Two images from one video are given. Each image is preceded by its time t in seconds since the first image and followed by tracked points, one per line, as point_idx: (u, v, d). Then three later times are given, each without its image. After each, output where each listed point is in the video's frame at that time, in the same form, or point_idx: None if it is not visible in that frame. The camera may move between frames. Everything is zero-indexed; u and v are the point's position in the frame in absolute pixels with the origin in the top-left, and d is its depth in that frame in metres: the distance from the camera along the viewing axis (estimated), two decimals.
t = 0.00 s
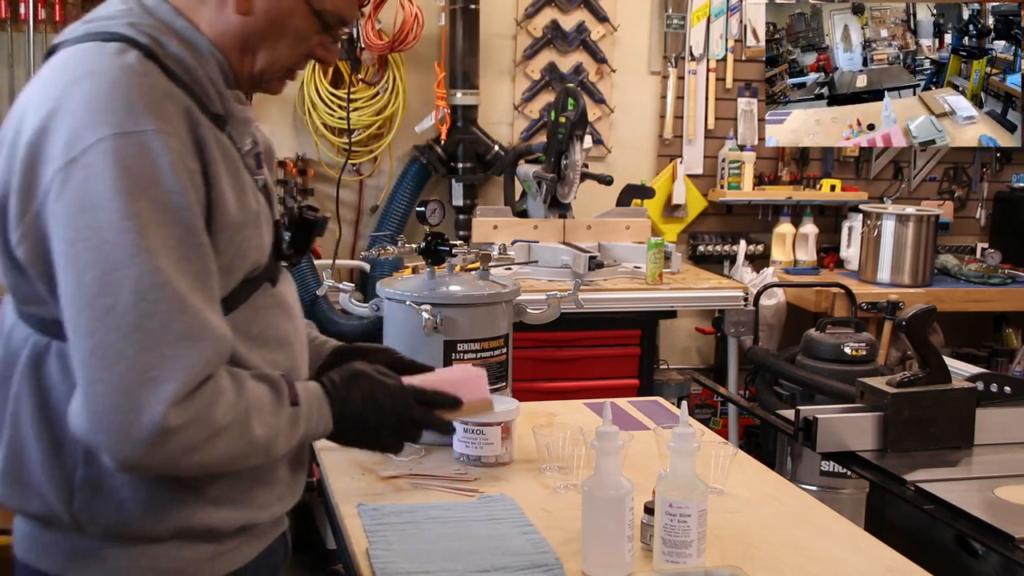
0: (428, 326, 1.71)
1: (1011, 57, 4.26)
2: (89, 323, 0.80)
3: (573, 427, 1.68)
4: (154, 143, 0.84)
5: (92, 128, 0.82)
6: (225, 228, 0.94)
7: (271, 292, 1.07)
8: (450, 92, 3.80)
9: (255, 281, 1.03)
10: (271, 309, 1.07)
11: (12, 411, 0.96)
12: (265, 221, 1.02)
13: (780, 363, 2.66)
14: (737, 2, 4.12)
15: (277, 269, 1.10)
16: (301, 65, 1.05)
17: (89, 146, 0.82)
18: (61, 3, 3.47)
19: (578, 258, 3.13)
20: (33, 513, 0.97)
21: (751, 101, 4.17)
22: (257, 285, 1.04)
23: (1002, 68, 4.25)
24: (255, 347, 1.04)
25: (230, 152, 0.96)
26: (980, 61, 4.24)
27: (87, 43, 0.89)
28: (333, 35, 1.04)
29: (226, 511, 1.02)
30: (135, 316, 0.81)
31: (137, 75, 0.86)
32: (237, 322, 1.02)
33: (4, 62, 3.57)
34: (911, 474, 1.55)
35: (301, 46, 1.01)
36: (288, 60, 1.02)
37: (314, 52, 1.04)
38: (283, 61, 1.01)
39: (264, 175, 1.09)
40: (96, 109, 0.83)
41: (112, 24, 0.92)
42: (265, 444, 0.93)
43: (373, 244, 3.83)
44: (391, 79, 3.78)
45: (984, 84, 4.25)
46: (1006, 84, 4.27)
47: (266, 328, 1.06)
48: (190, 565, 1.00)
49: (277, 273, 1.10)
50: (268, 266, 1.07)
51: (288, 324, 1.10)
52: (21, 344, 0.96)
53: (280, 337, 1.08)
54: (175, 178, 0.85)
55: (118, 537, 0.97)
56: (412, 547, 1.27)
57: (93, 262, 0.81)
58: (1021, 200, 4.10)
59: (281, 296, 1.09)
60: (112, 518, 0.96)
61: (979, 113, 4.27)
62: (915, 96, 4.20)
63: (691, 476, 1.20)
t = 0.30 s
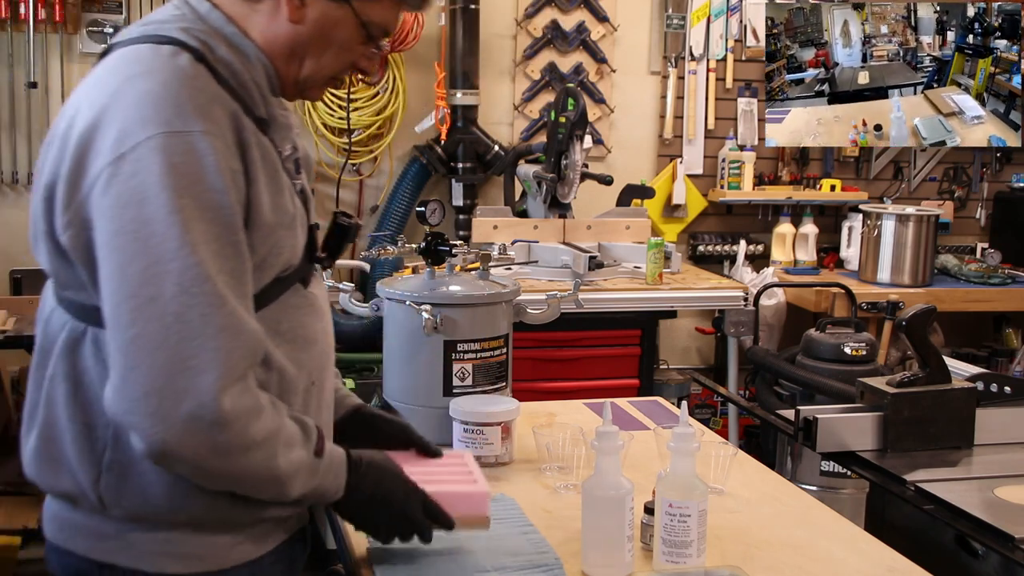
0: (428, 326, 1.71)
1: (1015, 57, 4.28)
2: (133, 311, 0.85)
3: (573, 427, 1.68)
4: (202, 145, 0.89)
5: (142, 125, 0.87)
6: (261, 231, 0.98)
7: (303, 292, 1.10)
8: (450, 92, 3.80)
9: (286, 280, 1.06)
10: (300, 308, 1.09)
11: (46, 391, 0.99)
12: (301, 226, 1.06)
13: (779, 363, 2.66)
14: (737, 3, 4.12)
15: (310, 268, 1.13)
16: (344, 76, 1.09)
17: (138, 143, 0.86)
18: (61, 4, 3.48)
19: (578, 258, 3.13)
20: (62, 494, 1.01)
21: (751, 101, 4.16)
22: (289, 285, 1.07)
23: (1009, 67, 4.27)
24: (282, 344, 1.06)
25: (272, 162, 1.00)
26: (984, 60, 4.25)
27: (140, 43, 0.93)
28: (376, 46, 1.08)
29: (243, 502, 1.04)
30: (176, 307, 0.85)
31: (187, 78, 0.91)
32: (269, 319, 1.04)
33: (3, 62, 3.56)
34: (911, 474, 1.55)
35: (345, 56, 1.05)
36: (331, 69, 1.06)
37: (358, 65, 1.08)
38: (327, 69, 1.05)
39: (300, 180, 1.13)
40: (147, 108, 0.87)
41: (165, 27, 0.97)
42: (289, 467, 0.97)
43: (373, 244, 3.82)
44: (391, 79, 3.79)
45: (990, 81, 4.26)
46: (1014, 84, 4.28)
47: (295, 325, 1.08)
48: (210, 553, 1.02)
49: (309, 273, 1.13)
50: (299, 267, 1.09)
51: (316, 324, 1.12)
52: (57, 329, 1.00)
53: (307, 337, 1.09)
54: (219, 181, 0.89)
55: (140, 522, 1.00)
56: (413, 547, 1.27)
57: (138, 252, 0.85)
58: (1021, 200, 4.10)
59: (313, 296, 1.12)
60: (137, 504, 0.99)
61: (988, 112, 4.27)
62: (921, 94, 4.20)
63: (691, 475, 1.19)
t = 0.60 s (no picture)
0: (428, 326, 1.71)
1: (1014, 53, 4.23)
2: (196, 297, 0.91)
3: (573, 427, 1.68)
4: (255, 139, 0.94)
5: (199, 119, 0.92)
6: (305, 223, 1.03)
7: (328, 289, 1.16)
8: (450, 92, 3.80)
9: (316, 276, 1.12)
10: (327, 305, 1.14)
11: (74, 377, 1.01)
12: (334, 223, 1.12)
13: (779, 363, 2.66)
14: (737, 3, 4.12)
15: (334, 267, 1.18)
16: (374, 85, 1.15)
17: (195, 136, 0.92)
18: (61, 4, 3.48)
19: (578, 257, 3.13)
20: (85, 480, 1.03)
21: (751, 101, 4.17)
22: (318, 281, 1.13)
23: (1007, 62, 4.22)
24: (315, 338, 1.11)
25: (313, 160, 1.06)
26: (982, 55, 4.22)
27: (188, 43, 0.99)
28: (408, 60, 1.13)
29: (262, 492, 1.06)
30: (237, 292, 0.91)
31: (237, 76, 0.97)
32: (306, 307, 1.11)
33: (3, 61, 3.55)
34: (911, 474, 1.54)
35: (380, 65, 1.10)
36: (365, 77, 1.11)
37: (389, 74, 1.14)
38: (362, 77, 1.10)
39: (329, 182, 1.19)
40: (202, 103, 0.93)
41: (211, 29, 1.02)
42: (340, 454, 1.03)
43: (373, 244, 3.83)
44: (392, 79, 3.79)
45: (989, 76, 4.22)
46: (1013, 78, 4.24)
47: (324, 320, 1.13)
48: (230, 541, 1.04)
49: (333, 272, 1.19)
50: (326, 266, 1.16)
51: (342, 321, 1.17)
52: (89, 315, 1.04)
53: (333, 333, 1.14)
54: (272, 172, 0.95)
55: (160, 507, 1.01)
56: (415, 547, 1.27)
57: (198, 241, 0.91)
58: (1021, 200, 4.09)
59: (337, 294, 1.18)
60: (160, 489, 1.00)
61: (988, 106, 4.25)
62: (919, 87, 4.17)
63: (691, 475, 1.19)
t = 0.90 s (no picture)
0: (428, 326, 1.71)
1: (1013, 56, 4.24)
2: (212, 292, 0.92)
3: (573, 428, 1.68)
4: (275, 137, 0.95)
5: (219, 116, 0.93)
6: (321, 221, 1.04)
7: (345, 288, 1.17)
8: (450, 92, 3.79)
9: (333, 275, 1.13)
10: (343, 304, 1.15)
11: (93, 370, 1.03)
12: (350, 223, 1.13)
13: (779, 363, 2.66)
14: (737, 3, 4.12)
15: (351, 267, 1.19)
16: (392, 87, 1.15)
17: (216, 133, 0.93)
18: (61, 4, 3.47)
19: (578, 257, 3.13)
20: (104, 473, 1.04)
21: (751, 101, 4.17)
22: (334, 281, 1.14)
23: (1006, 63, 4.22)
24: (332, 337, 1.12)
25: (331, 159, 1.07)
26: (984, 55, 4.23)
27: (210, 43, 1.00)
28: (426, 63, 1.14)
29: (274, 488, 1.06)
30: (252, 288, 0.92)
31: (258, 75, 0.98)
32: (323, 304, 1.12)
33: (3, 61, 3.55)
34: (911, 474, 1.54)
35: (398, 67, 1.10)
36: (383, 79, 1.12)
37: (407, 77, 1.14)
38: (380, 79, 1.11)
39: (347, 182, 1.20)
40: (222, 101, 0.94)
41: (233, 31, 1.03)
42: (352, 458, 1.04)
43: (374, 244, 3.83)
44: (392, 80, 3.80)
45: (989, 76, 4.23)
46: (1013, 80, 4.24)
47: (341, 318, 1.14)
48: (243, 536, 1.05)
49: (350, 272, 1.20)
50: (342, 265, 1.17)
51: (359, 320, 1.18)
52: (108, 311, 1.05)
53: (350, 330, 1.14)
54: (290, 170, 0.96)
55: (174, 501, 1.02)
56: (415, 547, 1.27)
57: (215, 237, 0.92)
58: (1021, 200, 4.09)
59: (354, 293, 1.19)
60: (174, 484, 1.01)
61: (987, 107, 4.26)
62: (919, 84, 4.16)
63: (691, 475, 1.19)
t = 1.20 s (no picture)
0: (428, 327, 1.72)
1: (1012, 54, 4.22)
2: (217, 296, 0.92)
3: (574, 428, 1.68)
4: (285, 141, 0.95)
5: (230, 119, 0.94)
6: (330, 224, 1.04)
7: (353, 289, 1.17)
8: (450, 92, 3.79)
9: (342, 276, 1.13)
10: (350, 304, 1.15)
11: (102, 370, 1.03)
12: (358, 226, 1.13)
13: (779, 363, 2.66)
14: (737, 2, 4.11)
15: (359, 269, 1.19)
16: (401, 90, 1.15)
17: (226, 136, 0.93)
18: (61, 4, 3.47)
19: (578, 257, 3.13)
20: (112, 472, 1.04)
21: (751, 101, 4.16)
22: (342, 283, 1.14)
23: (1005, 62, 4.21)
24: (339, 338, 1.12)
25: (339, 162, 1.07)
26: (983, 55, 4.22)
27: (221, 45, 1.00)
28: (434, 67, 1.14)
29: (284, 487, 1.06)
30: (257, 293, 0.92)
31: (269, 79, 0.98)
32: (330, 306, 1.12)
33: (3, 61, 3.55)
34: (911, 474, 1.54)
35: (407, 70, 1.11)
36: (391, 82, 1.12)
37: (416, 80, 1.14)
38: (388, 82, 1.11)
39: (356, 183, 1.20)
40: (234, 104, 0.94)
41: (244, 32, 1.03)
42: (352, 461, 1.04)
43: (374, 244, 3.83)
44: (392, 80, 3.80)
45: (989, 75, 4.22)
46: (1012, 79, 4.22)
47: (346, 319, 1.14)
48: (254, 535, 1.05)
49: (358, 273, 1.20)
50: (350, 266, 1.17)
51: (366, 320, 1.18)
52: (117, 311, 1.05)
53: (356, 331, 1.14)
54: (299, 175, 0.96)
55: (185, 501, 1.02)
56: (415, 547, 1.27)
57: (222, 240, 0.92)
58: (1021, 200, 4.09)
59: (361, 294, 1.19)
60: (185, 482, 1.01)
61: (987, 106, 4.25)
62: (917, 84, 4.16)
63: (691, 475, 1.19)
